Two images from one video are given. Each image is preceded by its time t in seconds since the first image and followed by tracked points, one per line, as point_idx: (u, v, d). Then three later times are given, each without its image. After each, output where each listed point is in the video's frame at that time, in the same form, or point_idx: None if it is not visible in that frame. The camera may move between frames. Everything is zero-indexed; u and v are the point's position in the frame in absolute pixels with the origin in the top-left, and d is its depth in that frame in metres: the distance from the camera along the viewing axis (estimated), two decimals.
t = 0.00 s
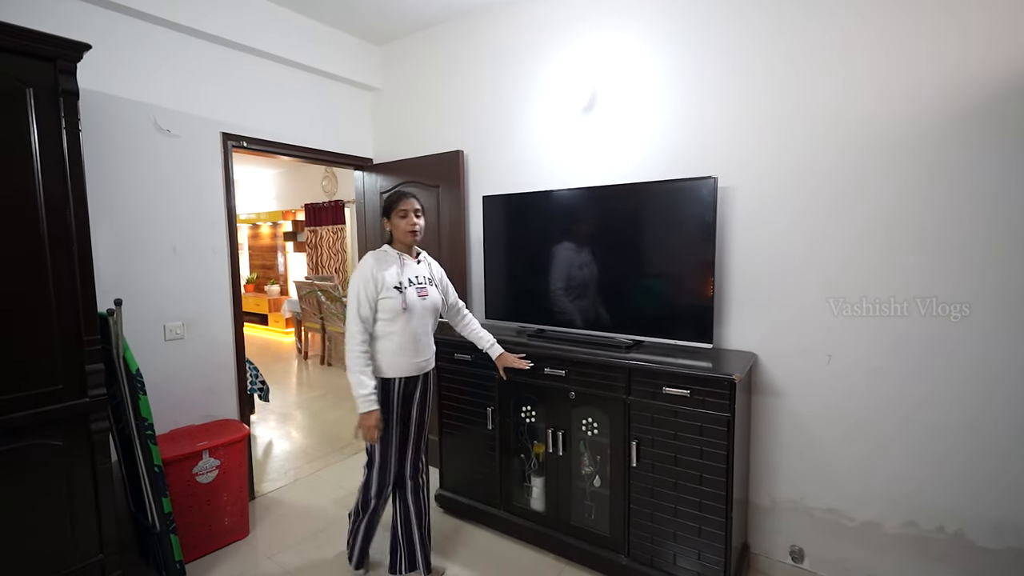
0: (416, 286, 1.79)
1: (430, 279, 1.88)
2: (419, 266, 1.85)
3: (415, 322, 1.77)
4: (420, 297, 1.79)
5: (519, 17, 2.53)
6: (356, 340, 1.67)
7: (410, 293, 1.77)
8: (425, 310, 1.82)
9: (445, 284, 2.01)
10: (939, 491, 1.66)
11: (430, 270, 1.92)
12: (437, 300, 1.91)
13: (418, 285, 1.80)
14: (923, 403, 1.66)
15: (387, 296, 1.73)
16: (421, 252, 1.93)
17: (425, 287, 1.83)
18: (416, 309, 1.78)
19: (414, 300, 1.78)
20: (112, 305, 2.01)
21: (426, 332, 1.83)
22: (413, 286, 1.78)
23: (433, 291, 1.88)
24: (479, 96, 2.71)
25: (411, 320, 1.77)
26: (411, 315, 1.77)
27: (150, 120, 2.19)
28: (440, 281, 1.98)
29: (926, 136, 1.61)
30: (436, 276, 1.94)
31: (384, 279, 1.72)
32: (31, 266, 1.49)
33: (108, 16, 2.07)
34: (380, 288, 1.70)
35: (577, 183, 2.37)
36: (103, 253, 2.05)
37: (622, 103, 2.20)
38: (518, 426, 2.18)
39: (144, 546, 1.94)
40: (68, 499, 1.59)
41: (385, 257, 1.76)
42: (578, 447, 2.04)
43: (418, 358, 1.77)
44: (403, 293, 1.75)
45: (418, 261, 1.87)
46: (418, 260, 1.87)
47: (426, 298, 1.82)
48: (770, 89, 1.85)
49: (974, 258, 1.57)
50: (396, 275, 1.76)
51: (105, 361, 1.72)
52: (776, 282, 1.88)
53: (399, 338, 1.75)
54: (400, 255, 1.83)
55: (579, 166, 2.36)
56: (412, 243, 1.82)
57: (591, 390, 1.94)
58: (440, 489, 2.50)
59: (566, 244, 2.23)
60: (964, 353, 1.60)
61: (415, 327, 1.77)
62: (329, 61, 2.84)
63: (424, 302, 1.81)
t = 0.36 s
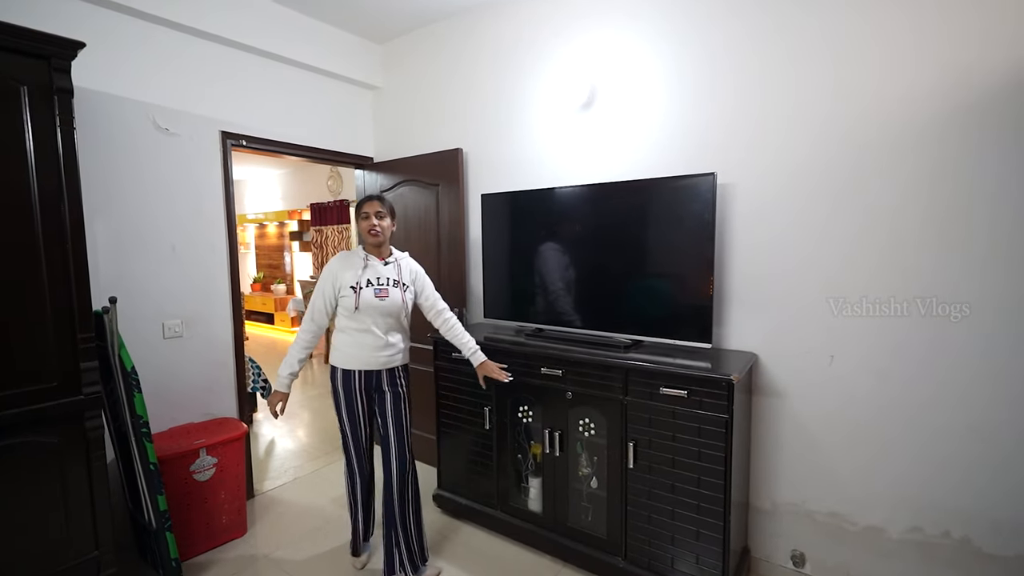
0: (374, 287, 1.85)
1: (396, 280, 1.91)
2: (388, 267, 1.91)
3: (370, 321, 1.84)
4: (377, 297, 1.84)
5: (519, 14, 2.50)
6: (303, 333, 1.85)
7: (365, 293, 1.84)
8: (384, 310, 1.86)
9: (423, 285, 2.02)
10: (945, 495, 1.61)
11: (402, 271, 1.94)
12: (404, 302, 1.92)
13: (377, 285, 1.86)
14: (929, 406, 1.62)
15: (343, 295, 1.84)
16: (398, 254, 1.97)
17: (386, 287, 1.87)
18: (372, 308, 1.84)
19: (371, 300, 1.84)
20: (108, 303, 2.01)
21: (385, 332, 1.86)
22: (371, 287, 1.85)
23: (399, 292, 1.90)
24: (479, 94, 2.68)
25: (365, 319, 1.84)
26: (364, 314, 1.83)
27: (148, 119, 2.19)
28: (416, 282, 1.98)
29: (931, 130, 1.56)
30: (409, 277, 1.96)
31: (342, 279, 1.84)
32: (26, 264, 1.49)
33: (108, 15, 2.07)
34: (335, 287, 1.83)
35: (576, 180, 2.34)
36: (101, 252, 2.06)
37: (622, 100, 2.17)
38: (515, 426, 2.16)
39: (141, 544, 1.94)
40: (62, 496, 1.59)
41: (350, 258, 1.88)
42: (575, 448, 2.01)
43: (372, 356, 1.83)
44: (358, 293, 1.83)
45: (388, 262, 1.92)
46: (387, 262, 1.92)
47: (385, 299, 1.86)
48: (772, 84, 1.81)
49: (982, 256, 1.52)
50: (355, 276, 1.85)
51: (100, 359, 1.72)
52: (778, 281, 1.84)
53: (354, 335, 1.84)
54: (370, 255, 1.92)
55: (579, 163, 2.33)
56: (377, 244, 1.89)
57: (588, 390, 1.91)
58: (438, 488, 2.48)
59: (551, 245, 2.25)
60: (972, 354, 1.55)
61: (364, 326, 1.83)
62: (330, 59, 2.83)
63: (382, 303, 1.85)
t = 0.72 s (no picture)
0: (350, 280, 2.07)
1: (372, 274, 2.12)
2: (365, 262, 2.13)
3: (345, 311, 2.06)
4: (352, 289, 2.07)
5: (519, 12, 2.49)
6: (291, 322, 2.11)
7: (341, 285, 2.06)
8: (358, 301, 2.07)
9: (401, 279, 2.20)
10: (945, 499, 1.59)
11: (378, 266, 2.15)
12: (378, 294, 2.12)
13: (352, 278, 2.08)
14: (931, 408, 1.59)
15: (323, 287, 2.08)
16: (378, 250, 2.17)
17: (361, 280, 2.09)
18: (347, 300, 2.06)
19: (345, 292, 2.06)
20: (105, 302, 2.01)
21: (360, 322, 2.08)
22: (346, 279, 2.07)
23: (373, 284, 2.11)
24: (479, 93, 2.67)
25: (341, 309, 2.06)
26: (340, 304, 2.06)
27: (147, 118, 2.20)
28: (391, 276, 2.17)
29: (932, 128, 1.54)
30: (385, 272, 2.16)
31: (321, 272, 2.08)
32: (21, 263, 1.49)
33: (108, 15, 2.07)
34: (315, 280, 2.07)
35: (576, 178, 2.32)
36: (100, 251, 2.06)
37: (621, 97, 2.14)
38: (512, 427, 2.14)
39: (138, 542, 1.95)
40: (57, 493, 1.59)
41: (332, 255, 2.12)
42: (573, 449, 1.99)
43: (347, 345, 2.05)
44: (334, 285, 2.06)
45: (366, 258, 2.13)
46: (365, 257, 2.13)
47: (359, 290, 2.08)
48: (772, 81, 1.78)
49: (982, 255, 1.49)
50: (334, 270, 2.09)
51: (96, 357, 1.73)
52: (778, 281, 1.82)
53: (333, 325, 2.07)
54: (350, 251, 2.14)
55: (578, 161, 2.30)
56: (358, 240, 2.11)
57: (585, 390, 1.90)
58: (435, 488, 2.46)
59: (532, 243, 2.29)
60: (972, 355, 1.53)
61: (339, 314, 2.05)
62: (330, 58, 2.83)
63: (356, 294, 2.07)
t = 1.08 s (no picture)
0: (352, 279, 2.09)
1: (374, 272, 2.13)
2: (366, 261, 2.14)
3: (347, 309, 2.07)
4: (354, 288, 2.08)
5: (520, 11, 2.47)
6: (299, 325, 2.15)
7: (344, 285, 2.08)
8: (360, 299, 2.09)
9: (402, 277, 2.21)
10: (947, 502, 1.57)
11: (380, 265, 2.16)
12: (379, 293, 2.13)
13: (354, 278, 2.09)
14: (935, 410, 1.56)
15: (326, 286, 2.10)
16: (379, 250, 2.18)
17: (363, 279, 2.10)
18: (349, 298, 2.08)
19: (348, 290, 2.08)
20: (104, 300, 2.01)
21: (361, 319, 2.09)
22: (349, 278, 2.09)
23: (375, 284, 2.12)
24: (480, 92, 2.67)
25: (344, 307, 2.07)
26: (343, 302, 2.07)
27: (149, 118, 2.21)
28: (393, 275, 2.18)
29: (935, 126, 1.51)
30: (386, 271, 2.17)
31: (325, 272, 2.10)
32: (24, 263, 1.51)
33: (110, 16, 2.08)
34: (318, 280, 2.10)
35: (577, 177, 2.30)
36: (101, 251, 2.07)
37: (622, 95, 2.13)
38: (512, 427, 2.13)
39: (140, 540, 1.95)
40: (57, 490, 1.60)
41: (334, 255, 2.14)
42: (573, 450, 1.97)
43: (348, 341, 2.06)
44: (337, 284, 2.08)
45: (367, 258, 2.15)
46: (366, 257, 2.14)
47: (361, 289, 2.09)
48: (775, 78, 1.76)
49: (984, 255, 1.47)
50: (337, 269, 2.11)
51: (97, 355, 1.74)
52: (778, 282, 1.80)
53: (335, 322, 2.08)
54: (352, 250, 2.15)
55: (580, 160, 2.29)
56: (360, 239, 2.11)
57: (584, 390, 1.88)
58: (435, 488, 2.46)
59: (516, 242, 2.34)
60: (974, 356, 1.50)
61: (342, 312, 2.07)
62: (332, 58, 2.83)
63: (358, 293, 2.08)
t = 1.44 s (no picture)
0: (356, 276, 2.09)
1: (376, 272, 2.13)
2: (371, 261, 2.14)
3: (349, 305, 2.08)
4: (357, 286, 2.08)
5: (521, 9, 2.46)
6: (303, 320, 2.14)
7: (348, 282, 2.08)
8: (363, 298, 2.09)
9: (405, 279, 2.20)
10: (949, 505, 1.55)
11: (384, 266, 2.16)
12: (382, 292, 2.13)
13: (357, 276, 2.09)
14: (938, 412, 1.54)
15: (331, 282, 2.10)
16: (384, 252, 2.18)
17: (367, 279, 2.10)
18: (352, 296, 2.08)
19: (351, 288, 2.08)
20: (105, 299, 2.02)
21: (362, 316, 2.09)
22: (352, 277, 2.09)
23: (378, 283, 2.12)
24: (482, 92, 2.66)
25: (347, 305, 2.08)
26: (347, 300, 2.07)
27: (151, 118, 2.22)
28: (396, 276, 2.18)
29: (937, 124, 1.49)
30: (390, 271, 2.17)
31: (331, 268, 2.10)
32: (25, 263, 1.51)
33: (112, 17, 2.09)
34: (324, 275, 2.09)
35: (578, 177, 2.29)
36: (103, 250, 2.08)
37: (623, 94, 2.11)
38: (513, 428, 2.12)
39: (142, 539, 1.96)
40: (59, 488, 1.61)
41: (340, 252, 2.13)
42: (573, 451, 1.96)
43: (348, 335, 2.07)
44: (341, 281, 2.08)
45: (372, 258, 2.15)
46: (371, 257, 2.15)
47: (364, 288, 2.09)
48: (777, 76, 1.74)
49: (984, 255, 1.45)
50: (343, 266, 2.10)
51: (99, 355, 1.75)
52: (779, 282, 1.78)
53: (337, 317, 2.10)
54: (357, 250, 2.14)
55: (581, 159, 2.28)
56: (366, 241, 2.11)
57: (585, 391, 1.87)
58: (436, 488, 2.46)
59: (502, 245, 2.40)
60: (976, 357, 1.48)
61: (345, 309, 2.08)
62: (333, 58, 2.83)
63: (361, 291, 2.08)
